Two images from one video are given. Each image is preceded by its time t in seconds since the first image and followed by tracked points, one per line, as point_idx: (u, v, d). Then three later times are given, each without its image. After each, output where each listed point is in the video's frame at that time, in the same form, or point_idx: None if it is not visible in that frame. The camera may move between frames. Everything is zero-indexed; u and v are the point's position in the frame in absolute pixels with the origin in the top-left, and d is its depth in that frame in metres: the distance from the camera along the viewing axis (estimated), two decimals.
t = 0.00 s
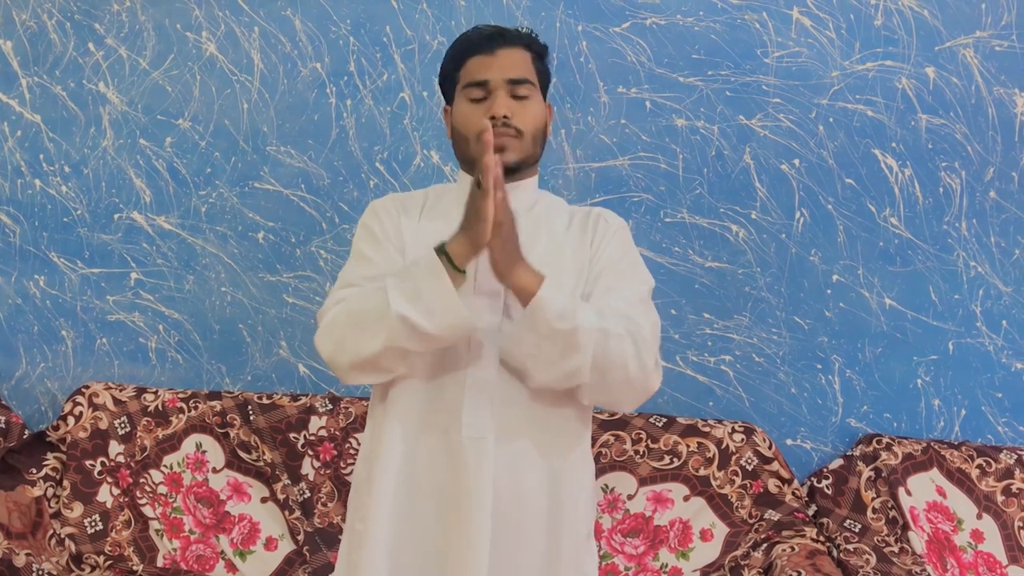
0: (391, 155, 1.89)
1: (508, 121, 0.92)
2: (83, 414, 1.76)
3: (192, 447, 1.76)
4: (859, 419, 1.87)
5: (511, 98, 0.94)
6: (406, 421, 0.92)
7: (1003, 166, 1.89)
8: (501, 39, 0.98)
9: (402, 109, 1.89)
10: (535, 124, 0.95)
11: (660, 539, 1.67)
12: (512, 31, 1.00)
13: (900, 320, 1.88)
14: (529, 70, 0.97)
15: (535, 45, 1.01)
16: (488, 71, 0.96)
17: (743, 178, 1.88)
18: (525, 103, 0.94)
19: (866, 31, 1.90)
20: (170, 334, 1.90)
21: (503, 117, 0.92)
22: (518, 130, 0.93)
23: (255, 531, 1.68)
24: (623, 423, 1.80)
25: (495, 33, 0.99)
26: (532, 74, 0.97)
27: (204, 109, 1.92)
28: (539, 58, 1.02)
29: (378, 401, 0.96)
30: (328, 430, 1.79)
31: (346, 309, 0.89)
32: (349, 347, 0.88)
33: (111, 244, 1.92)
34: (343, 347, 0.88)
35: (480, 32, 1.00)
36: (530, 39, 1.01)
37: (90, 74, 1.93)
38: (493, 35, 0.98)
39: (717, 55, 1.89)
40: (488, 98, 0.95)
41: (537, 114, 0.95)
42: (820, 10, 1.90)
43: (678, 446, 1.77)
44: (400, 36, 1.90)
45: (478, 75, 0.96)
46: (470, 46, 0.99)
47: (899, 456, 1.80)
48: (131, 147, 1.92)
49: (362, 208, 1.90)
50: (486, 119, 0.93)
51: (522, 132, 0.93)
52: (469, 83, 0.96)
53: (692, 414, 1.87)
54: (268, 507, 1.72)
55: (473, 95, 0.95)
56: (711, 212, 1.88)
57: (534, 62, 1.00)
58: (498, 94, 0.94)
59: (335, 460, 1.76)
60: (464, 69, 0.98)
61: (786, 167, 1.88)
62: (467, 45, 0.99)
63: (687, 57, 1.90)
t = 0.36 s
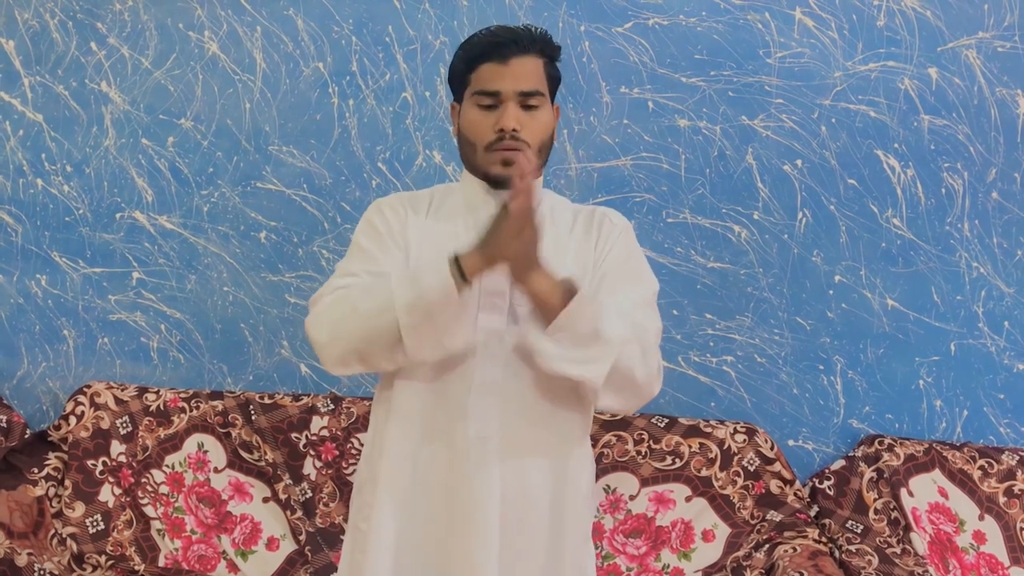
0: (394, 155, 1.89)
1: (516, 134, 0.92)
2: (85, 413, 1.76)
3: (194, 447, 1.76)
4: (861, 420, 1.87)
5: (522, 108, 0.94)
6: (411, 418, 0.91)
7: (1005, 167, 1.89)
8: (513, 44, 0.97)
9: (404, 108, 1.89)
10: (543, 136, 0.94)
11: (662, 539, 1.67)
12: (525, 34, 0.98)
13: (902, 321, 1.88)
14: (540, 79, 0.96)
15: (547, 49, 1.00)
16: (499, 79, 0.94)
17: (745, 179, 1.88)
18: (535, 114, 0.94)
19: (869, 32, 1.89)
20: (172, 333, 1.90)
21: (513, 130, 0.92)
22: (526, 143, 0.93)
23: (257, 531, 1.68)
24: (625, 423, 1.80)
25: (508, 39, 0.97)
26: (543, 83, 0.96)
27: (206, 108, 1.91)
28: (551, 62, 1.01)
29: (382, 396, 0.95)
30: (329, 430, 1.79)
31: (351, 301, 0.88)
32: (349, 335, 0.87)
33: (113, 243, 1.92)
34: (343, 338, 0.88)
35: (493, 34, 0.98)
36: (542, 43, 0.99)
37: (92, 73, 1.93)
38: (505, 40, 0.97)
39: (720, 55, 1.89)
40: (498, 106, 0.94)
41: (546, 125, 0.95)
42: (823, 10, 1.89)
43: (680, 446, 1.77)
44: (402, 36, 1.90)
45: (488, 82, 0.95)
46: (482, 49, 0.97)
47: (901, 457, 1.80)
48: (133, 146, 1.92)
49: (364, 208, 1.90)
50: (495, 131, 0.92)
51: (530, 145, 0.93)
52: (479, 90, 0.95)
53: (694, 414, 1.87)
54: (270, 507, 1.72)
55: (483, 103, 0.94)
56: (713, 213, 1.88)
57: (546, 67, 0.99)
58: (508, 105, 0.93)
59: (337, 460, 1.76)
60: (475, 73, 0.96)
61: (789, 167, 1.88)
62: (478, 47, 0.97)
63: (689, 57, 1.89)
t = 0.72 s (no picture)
0: (396, 155, 1.89)
1: (515, 144, 0.92)
2: (87, 412, 1.76)
3: (196, 446, 1.76)
4: (863, 420, 1.87)
5: (521, 117, 0.94)
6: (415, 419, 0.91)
7: (1007, 167, 1.89)
8: (513, 49, 0.96)
9: (407, 108, 1.89)
10: (543, 143, 0.94)
11: (664, 539, 1.67)
12: (525, 37, 0.97)
13: (905, 321, 1.87)
14: (540, 85, 0.96)
15: (548, 50, 0.99)
16: (498, 87, 0.94)
17: (748, 179, 1.88)
18: (535, 122, 0.94)
19: (871, 32, 1.89)
20: (174, 332, 1.91)
21: (512, 139, 0.92)
22: (525, 151, 0.93)
23: (259, 530, 1.68)
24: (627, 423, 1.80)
25: (508, 45, 0.96)
26: (543, 88, 0.96)
27: (208, 107, 1.91)
28: (553, 63, 1.00)
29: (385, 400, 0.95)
30: (331, 430, 1.79)
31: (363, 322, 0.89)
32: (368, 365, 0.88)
33: (115, 242, 1.92)
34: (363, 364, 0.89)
35: (492, 38, 0.97)
36: (543, 43, 0.98)
37: (94, 72, 1.93)
38: (505, 45, 0.96)
39: (723, 55, 1.89)
40: (497, 114, 0.94)
41: (546, 132, 0.95)
42: (825, 10, 1.89)
43: (682, 446, 1.77)
44: (404, 35, 1.90)
45: (487, 90, 0.95)
46: (480, 54, 0.96)
47: (903, 457, 1.80)
48: (135, 145, 1.92)
49: (366, 208, 1.90)
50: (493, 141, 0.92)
51: (529, 153, 0.93)
52: (478, 97, 0.95)
53: (696, 414, 1.87)
54: (271, 507, 1.71)
55: (482, 111, 0.94)
56: (715, 213, 1.88)
57: (547, 68, 0.98)
58: (507, 114, 0.93)
59: (338, 460, 1.76)
60: (474, 79, 0.96)
61: (791, 167, 1.88)
62: (477, 53, 0.96)
63: (692, 57, 1.89)
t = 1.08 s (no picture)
0: (397, 155, 1.89)
1: (485, 168, 0.92)
2: (87, 412, 1.76)
3: (196, 446, 1.76)
4: (863, 421, 1.87)
5: (489, 136, 0.91)
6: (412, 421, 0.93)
7: (1008, 168, 1.89)
8: (473, 65, 0.90)
9: (408, 108, 1.89)
10: (516, 157, 0.93)
11: (664, 540, 1.67)
12: (486, 48, 0.92)
13: (905, 322, 1.88)
14: (505, 99, 0.91)
15: (514, 56, 0.92)
16: (460, 109, 0.91)
17: (748, 180, 1.88)
18: (504, 138, 0.92)
19: (873, 33, 1.88)
20: (175, 332, 1.91)
21: (481, 163, 0.91)
22: (496, 171, 0.92)
23: (259, 530, 1.68)
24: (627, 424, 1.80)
25: (466, 61, 0.91)
26: (509, 101, 0.91)
27: (209, 107, 1.91)
28: (525, 65, 0.94)
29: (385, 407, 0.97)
30: (332, 430, 1.79)
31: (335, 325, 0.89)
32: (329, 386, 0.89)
33: (116, 242, 1.92)
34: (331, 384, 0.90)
35: (452, 53, 0.92)
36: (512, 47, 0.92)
37: (95, 72, 1.93)
38: (464, 61, 0.91)
39: (724, 56, 1.89)
40: (465, 136, 0.92)
41: (517, 147, 0.92)
42: (827, 11, 1.89)
43: (682, 447, 1.77)
44: (406, 36, 1.90)
45: (451, 112, 0.92)
46: (443, 71, 0.91)
47: (903, 458, 1.80)
48: (136, 145, 1.92)
49: (367, 208, 1.90)
50: (462, 167, 0.92)
51: (501, 171, 0.93)
52: (445, 120, 0.92)
53: (696, 415, 1.87)
54: (272, 507, 1.72)
55: (450, 134, 0.92)
56: (716, 214, 1.88)
57: (518, 72, 0.92)
58: (472, 137, 0.91)
59: (339, 460, 1.76)
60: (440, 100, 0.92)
61: (792, 168, 1.88)
62: (437, 71, 0.92)
63: (693, 58, 1.89)
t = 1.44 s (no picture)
0: (396, 157, 1.89)
1: (461, 182, 0.91)
2: (86, 413, 1.76)
3: (194, 447, 1.76)
4: (861, 423, 1.87)
5: (460, 150, 0.90)
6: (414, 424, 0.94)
7: (1005, 171, 1.89)
8: (439, 81, 0.91)
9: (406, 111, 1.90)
10: (493, 166, 0.91)
11: (662, 542, 1.68)
12: (452, 63, 0.91)
13: (902, 324, 1.88)
14: (471, 111, 0.90)
15: (479, 64, 0.91)
16: (430, 127, 0.91)
17: (746, 182, 1.88)
18: (475, 150, 0.90)
19: (870, 37, 1.89)
20: (174, 333, 1.91)
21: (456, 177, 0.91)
22: (472, 184, 0.91)
23: (257, 531, 1.68)
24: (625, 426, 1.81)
25: (432, 79, 0.91)
26: (477, 112, 0.90)
27: (208, 109, 1.92)
28: (496, 74, 0.92)
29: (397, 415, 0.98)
30: (330, 431, 1.79)
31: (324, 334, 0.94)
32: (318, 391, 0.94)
33: (115, 243, 1.92)
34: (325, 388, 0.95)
35: (421, 73, 0.93)
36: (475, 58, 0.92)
37: (94, 74, 1.93)
38: (430, 79, 0.91)
39: (722, 59, 1.89)
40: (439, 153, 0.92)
41: (491, 157, 0.91)
42: (824, 15, 1.89)
43: (680, 449, 1.78)
44: (404, 38, 1.90)
45: (425, 132, 0.93)
46: (413, 96, 0.93)
47: (901, 460, 1.80)
48: (135, 147, 1.92)
49: (365, 209, 1.90)
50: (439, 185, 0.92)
51: (478, 183, 0.91)
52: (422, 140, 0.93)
53: (694, 417, 1.87)
54: (270, 508, 1.72)
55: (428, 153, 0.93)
56: (714, 216, 1.88)
57: (483, 81, 0.91)
58: (443, 154, 0.91)
59: (337, 461, 1.77)
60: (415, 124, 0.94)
61: (790, 171, 1.88)
62: (410, 92, 0.93)
63: (691, 60, 1.89)
